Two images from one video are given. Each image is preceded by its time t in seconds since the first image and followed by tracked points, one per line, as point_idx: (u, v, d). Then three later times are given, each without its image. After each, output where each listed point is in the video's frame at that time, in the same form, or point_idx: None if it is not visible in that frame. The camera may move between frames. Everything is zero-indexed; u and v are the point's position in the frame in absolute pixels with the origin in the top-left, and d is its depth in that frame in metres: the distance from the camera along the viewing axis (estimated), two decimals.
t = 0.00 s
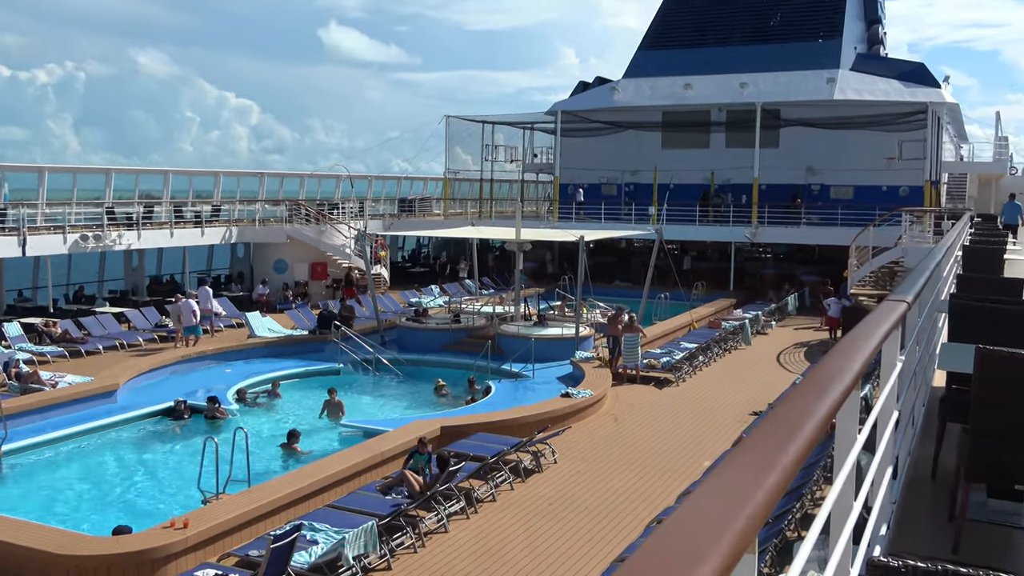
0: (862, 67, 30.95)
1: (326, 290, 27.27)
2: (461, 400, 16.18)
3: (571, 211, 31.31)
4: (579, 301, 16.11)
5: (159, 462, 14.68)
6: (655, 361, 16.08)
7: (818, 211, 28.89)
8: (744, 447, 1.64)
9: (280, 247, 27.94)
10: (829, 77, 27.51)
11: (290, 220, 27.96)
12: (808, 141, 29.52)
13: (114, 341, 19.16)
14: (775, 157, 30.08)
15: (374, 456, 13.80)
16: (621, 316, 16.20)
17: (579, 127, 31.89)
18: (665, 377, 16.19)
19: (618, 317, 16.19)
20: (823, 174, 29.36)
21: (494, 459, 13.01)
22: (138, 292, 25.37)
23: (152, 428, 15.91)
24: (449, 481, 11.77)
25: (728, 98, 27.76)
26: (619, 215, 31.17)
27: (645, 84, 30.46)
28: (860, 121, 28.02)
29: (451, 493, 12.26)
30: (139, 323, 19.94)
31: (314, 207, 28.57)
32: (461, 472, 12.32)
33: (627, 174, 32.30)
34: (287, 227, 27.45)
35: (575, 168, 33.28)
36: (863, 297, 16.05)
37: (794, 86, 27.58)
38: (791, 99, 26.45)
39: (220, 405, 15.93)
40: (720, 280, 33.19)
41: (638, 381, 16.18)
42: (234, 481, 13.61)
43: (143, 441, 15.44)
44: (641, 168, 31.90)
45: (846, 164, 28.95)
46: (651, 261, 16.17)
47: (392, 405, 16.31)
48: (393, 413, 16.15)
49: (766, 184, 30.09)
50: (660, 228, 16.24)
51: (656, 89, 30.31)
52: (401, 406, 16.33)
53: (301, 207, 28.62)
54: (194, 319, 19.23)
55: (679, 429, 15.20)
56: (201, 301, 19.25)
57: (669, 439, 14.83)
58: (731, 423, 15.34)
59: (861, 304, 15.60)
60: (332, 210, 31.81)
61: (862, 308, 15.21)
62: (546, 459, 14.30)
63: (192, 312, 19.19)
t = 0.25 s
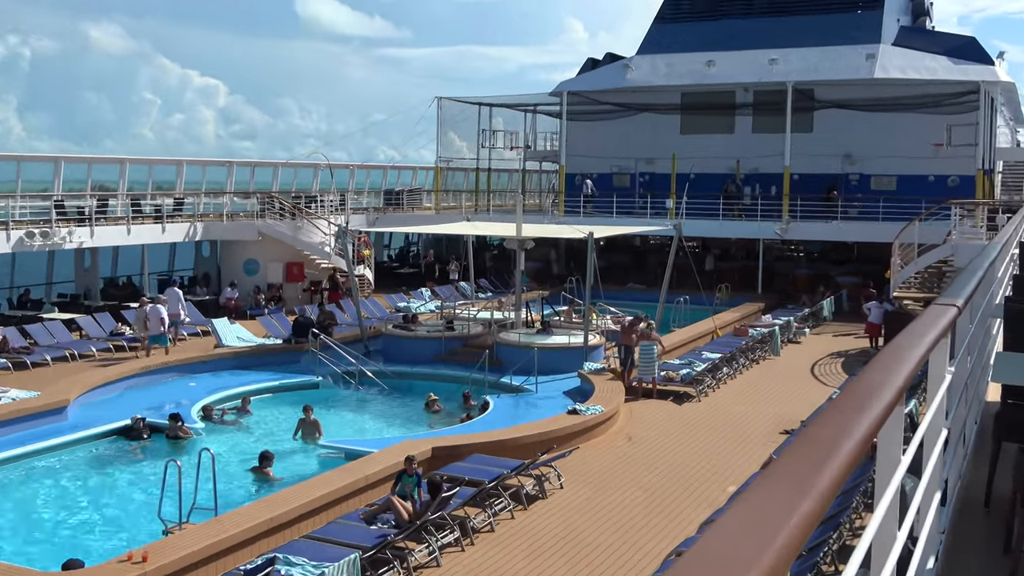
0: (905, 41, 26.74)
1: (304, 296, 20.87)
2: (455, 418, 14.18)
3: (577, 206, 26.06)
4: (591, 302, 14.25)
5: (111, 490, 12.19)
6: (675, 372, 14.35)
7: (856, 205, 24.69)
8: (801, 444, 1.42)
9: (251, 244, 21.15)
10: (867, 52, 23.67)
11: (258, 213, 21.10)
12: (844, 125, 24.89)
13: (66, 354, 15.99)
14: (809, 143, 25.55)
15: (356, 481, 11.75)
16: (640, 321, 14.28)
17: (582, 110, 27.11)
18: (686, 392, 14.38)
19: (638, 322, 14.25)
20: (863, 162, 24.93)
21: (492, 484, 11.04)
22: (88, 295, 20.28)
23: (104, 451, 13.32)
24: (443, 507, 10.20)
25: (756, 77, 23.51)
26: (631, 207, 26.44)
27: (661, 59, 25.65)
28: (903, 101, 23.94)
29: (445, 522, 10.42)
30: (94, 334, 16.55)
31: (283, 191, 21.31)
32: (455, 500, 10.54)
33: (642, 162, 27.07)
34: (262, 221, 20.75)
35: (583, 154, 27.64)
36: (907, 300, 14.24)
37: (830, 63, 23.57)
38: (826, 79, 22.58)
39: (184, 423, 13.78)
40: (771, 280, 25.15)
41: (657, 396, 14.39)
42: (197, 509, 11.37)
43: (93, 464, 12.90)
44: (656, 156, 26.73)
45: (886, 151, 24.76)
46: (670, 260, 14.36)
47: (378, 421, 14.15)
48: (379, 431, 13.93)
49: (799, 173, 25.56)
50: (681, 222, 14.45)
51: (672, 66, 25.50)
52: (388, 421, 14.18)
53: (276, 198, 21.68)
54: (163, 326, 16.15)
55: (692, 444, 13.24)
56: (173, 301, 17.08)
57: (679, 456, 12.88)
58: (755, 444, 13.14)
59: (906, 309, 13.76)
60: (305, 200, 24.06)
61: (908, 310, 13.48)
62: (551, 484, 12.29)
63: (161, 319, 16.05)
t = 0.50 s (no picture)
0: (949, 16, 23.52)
1: (281, 298, 16.80)
2: (452, 431, 12.36)
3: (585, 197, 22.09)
4: (601, 304, 12.82)
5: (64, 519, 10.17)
6: (694, 382, 12.93)
7: (894, 197, 21.48)
8: (834, 465, 1.18)
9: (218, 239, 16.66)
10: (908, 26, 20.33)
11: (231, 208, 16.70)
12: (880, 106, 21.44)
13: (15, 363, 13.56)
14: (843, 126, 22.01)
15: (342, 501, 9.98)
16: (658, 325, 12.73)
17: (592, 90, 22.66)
18: (707, 404, 12.85)
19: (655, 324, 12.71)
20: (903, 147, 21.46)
21: (495, 504, 9.38)
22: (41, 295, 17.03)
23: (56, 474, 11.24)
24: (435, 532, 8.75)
25: (785, 52, 20.03)
26: (645, 198, 22.67)
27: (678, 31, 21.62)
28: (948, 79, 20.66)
29: (439, 549, 8.86)
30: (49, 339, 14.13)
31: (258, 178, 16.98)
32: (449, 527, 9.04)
33: (658, 149, 22.97)
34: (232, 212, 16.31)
35: (591, 139, 23.43)
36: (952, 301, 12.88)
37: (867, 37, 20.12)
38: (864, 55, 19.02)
39: (149, 438, 11.76)
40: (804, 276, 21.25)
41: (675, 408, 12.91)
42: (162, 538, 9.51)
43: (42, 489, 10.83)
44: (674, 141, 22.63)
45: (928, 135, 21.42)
46: (689, 257, 12.90)
47: (367, 433, 12.34)
48: (367, 445, 12.02)
49: (830, 160, 22.26)
50: (700, 215, 13.04)
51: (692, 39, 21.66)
52: (377, 434, 12.34)
53: (251, 187, 17.29)
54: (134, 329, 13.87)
55: (712, 456, 11.56)
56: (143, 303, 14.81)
57: (696, 471, 11.24)
58: (786, 464, 11.32)
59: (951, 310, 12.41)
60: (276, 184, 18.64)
61: (955, 315, 12.13)
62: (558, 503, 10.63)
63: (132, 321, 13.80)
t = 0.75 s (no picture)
0: None
1: (260, 301, 14.76)
2: (453, 449, 10.82)
3: (600, 187, 19.12)
4: (617, 308, 11.48)
5: None
6: (721, 394, 11.57)
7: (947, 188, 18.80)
8: (877, 486, 0.95)
9: (191, 236, 14.75)
10: None
11: (204, 201, 14.79)
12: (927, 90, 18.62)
13: None
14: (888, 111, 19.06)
15: (331, 529, 8.43)
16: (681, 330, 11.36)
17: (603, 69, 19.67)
18: (736, 420, 11.45)
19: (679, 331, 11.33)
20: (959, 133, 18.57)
21: (501, 530, 8.01)
22: None
23: None
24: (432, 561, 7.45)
25: (824, 25, 17.32)
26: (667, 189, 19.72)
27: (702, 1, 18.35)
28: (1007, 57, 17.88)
29: None
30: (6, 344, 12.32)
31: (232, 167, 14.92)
32: (446, 558, 7.73)
33: (679, 133, 19.61)
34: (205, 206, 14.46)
35: (605, 123, 20.09)
36: (1011, 307, 11.60)
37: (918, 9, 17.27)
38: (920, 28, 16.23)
39: (111, 458, 9.96)
40: (846, 276, 19.39)
41: (700, 425, 11.51)
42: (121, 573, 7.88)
43: None
44: (699, 125, 19.41)
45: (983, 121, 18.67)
46: (716, 255, 11.50)
47: (358, 450, 10.78)
48: (357, 465, 10.42)
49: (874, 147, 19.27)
50: (728, 208, 11.66)
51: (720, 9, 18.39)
52: (369, 452, 10.76)
53: (227, 176, 15.20)
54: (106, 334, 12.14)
55: (743, 477, 10.17)
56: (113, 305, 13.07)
57: (724, 491, 9.86)
58: (827, 486, 9.90)
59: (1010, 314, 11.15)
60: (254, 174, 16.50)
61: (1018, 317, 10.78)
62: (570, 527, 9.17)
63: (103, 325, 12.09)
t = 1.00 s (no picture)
0: None
1: (237, 304, 13.76)
2: (449, 466, 9.81)
3: (609, 179, 17.81)
4: (627, 312, 10.50)
5: None
6: (741, 405, 10.57)
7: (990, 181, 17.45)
8: (916, 501, 1.06)
9: (163, 233, 13.73)
10: None
11: (176, 195, 13.67)
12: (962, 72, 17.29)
13: None
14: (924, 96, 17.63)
15: (313, 558, 7.37)
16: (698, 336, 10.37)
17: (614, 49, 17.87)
18: (757, 433, 10.46)
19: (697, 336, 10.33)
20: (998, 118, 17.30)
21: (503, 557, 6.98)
22: None
23: None
24: None
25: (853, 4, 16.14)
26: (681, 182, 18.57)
27: None
28: None
29: None
30: None
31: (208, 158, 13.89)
32: None
33: (695, 121, 18.24)
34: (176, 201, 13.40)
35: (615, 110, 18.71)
36: None
37: None
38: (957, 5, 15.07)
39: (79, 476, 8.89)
40: (878, 276, 18.35)
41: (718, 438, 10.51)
42: None
43: None
44: (716, 112, 18.06)
45: None
46: (735, 254, 10.51)
47: (345, 467, 9.78)
48: (344, 484, 9.41)
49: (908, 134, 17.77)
50: (749, 202, 10.66)
51: None
52: (357, 469, 9.75)
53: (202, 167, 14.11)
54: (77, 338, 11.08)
55: (766, 494, 9.23)
56: (84, 307, 11.98)
57: (744, 509, 8.94)
58: (859, 503, 8.95)
59: None
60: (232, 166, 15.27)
61: None
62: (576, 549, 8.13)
63: (74, 328, 11.02)
